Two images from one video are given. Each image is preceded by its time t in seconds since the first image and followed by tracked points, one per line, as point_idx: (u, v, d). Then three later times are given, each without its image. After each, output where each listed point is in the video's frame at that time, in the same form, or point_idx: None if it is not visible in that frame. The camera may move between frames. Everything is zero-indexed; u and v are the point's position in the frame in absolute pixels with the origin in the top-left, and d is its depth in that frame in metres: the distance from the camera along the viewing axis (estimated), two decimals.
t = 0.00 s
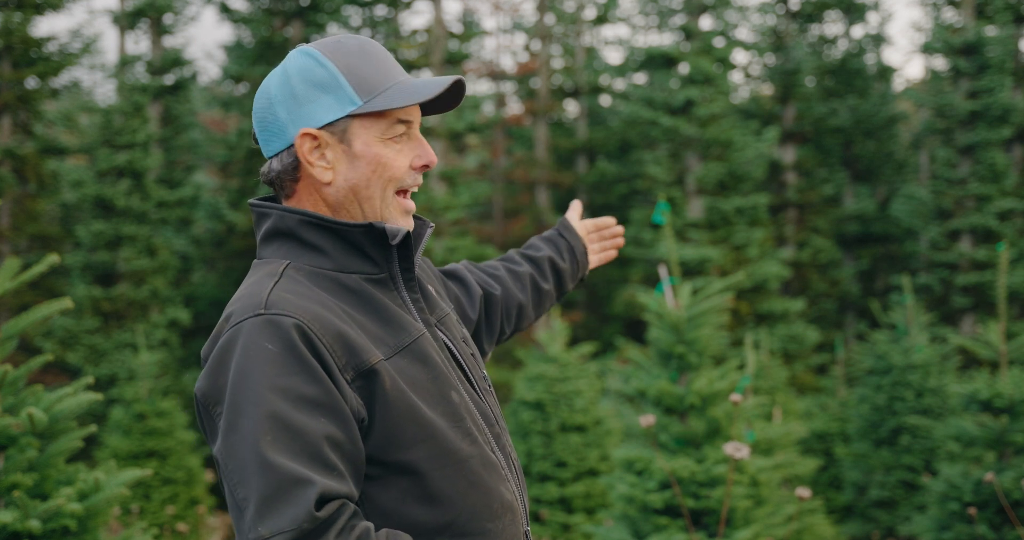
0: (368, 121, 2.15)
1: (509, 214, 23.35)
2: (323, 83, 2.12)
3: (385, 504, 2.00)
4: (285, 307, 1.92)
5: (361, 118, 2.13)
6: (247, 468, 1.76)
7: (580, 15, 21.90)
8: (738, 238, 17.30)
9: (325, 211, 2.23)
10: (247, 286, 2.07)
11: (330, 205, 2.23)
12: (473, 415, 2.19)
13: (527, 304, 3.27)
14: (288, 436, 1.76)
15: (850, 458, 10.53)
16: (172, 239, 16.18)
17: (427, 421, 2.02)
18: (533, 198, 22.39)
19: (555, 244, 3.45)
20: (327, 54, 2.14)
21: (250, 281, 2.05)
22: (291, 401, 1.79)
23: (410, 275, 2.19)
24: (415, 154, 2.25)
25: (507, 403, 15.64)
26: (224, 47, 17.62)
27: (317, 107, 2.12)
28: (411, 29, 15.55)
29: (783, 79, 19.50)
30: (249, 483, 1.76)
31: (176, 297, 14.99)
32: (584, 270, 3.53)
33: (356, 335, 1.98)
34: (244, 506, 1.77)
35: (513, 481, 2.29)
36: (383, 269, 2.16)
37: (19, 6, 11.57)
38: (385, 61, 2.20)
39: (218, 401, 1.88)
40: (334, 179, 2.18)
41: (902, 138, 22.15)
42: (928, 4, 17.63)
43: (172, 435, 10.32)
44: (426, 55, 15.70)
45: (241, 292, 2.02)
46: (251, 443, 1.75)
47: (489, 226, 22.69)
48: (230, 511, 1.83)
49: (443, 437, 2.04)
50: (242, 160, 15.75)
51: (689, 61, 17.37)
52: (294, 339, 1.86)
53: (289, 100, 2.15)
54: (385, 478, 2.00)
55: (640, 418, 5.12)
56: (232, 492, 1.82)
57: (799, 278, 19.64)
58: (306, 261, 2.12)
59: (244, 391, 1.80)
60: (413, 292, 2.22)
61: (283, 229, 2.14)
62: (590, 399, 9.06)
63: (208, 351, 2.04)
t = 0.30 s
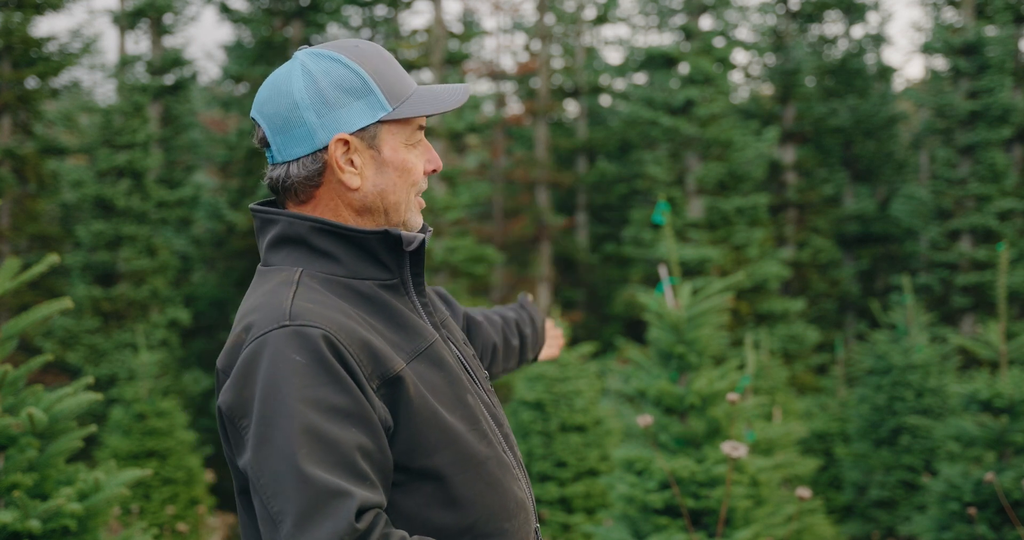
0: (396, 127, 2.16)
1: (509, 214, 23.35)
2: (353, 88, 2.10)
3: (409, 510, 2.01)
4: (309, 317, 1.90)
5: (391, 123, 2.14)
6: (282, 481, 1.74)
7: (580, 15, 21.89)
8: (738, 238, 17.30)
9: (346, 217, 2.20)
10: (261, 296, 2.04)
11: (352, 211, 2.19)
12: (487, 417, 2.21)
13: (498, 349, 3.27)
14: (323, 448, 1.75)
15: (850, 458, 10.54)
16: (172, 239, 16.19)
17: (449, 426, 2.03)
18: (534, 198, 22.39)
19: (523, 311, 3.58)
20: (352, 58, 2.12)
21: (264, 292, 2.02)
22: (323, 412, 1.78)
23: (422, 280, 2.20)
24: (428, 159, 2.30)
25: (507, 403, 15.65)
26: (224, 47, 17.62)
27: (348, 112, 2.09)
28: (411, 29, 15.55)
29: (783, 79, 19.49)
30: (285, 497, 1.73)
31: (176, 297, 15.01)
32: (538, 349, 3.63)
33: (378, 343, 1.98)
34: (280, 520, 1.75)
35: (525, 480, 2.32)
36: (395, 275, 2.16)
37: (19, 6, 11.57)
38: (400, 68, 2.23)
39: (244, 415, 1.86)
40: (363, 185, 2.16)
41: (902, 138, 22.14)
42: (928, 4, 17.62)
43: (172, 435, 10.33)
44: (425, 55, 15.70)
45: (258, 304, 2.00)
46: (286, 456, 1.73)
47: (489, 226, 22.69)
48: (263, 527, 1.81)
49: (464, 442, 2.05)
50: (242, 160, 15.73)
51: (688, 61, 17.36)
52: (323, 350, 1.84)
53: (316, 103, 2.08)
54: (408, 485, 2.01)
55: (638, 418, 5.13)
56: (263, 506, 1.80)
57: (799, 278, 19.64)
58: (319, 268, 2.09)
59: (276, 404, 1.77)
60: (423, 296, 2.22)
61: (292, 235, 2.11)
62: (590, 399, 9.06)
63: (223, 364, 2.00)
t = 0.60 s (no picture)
0: (396, 133, 2.13)
1: (509, 214, 23.35)
2: (354, 94, 2.08)
3: (417, 505, 2.01)
4: (317, 312, 1.90)
5: (391, 129, 2.11)
6: (290, 475, 1.74)
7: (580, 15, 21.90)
8: (738, 238, 17.30)
9: (344, 220, 2.19)
10: (269, 293, 2.04)
11: (351, 215, 2.19)
12: (494, 413, 2.20)
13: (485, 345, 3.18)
14: (331, 441, 1.75)
15: (850, 458, 10.54)
16: (172, 239, 16.20)
17: (456, 422, 2.02)
18: (533, 198, 22.39)
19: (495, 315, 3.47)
20: (356, 63, 2.10)
21: (272, 289, 2.03)
22: (331, 406, 1.78)
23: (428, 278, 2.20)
24: (433, 166, 2.26)
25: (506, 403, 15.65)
26: (224, 47, 17.62)
27: (346, 118, 2.07)
28: (412, 29, 15.55)
29: (783, 79, 19.49)
30: (292, 490, 1.74)
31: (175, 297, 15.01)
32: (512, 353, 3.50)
33: (385, 339, 1.98)
34: (287, 513, 1.75)
35: (532, 478, 2.31)
36: (402, 273, 2.16)
37: (19, 6, 11.57)
38: (408, 73, 2.19)
39: (253, 409, 1.86)
40: (360, 190, 2.15)
41: (902, 138, 22.13)
42: (928, 4, 17.62)
43: (172, 434, 10.34)
44: (425, 55, 15.69)
45: (265, 301, 2.00)
46: (294, 450, 1.73)
47: (489, 226, 22.69)
48: (271, 521, 1.81)
49: (471, 437, 2.04)
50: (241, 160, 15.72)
51: (688, 61, 17.37)
52: (331, 344, 1.84)
53: (317, 108, 2.08)
54: (416, 480, 2.01)
55: (639, 417, 5.13)
56: (271, 500, 1.80)
57: (799, 278, 19.64)
58: (326, 266, 2.09)
59: (283, 399, 1.77)
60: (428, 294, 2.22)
61: (298, 234, 2.11)
62: (590, 399, 9.06)
63: (232, 360, 2.01)
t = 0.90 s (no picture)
0: (362, 128, 2.13)
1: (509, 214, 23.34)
2: (326, 89, 2.13)
3: (410, 503, 2.00)
4: (313, 309, 1.90)
5: (356, 125, 2.12)
6: (281, 471, 1.74)
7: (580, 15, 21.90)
8: (738, 239, 17.29)
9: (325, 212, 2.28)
10: (269, 289, 2.04)
11: (328, 208, 2.27)
12: (490, 412, 2.20)
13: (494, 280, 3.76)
14: (322, 439, 1.75)
15: (850, 457, 10.54)
16: (172, 239, 16.20)
17: (451, 420, 2.02)
18: (533, 198, 22.38)
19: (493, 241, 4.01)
20: (337, 60, 2.16)
21: (271, 286, 2.03)
22: (323, 403, 1.78)
23: (428, 275, 2.20)
24: (411, 166, 2.21)
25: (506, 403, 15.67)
26: (224, 47, 17.62)
27: (318, 113, 2.15)
28: (412, 28, 15.55)
29: (783, 79, 19.47)
30: (283, 486, 1.73)
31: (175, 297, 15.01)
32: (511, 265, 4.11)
33: (381, 336, 1.98)
34: (277, 509, 1.75)
35: (529, 476, 2.30)
36: (402, 270, 2.16)
37: (18, 6, 11.57)
38: (389, 71, 2.16)
39: (247, 405, 1.86)
40: (331, 184, 2.20)
41: (902, 138, 22.13)
42: (928, 4, 17.62)
43: (172, 435, 10.34)
44: (425, 55, 15.70)
45: (264, 297, 2.00)
46: (285, 446, 1.73)
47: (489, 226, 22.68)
48: (262, 516, 1.81)
49: (466, 436, 2.04)
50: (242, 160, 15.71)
51: (688, 61, 17.36)
52: (325, 342, 1.84)
53: (300, 103, 2.20)
54: (410, 478, 2.00)
55: (639, 417, 5.13)
56: (263, 495, 1.80)
57: (799, 278, 19.64)
58: (326, 263, 2.10)
59: (276, 395, 1.77)
60: (429, 291, 2.22)
61: (300, 231, 2.12)
62: (590, 399, 9.06)
63: (229, 355, 2.01)
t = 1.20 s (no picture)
0: (336, 129, 2.14)
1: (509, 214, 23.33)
2: (300, 94, 2.16)
3: (418, 507, 2.00)
4: (324, 317, 1.90)
5: (331, 127, 2.13)
6: (293, 479, 1.74)
7: (580, 15, 21.90)
8: (738, 239, 17.29)
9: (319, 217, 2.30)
10: (276, 293, 2.03)
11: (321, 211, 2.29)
12: (496, 417, 2.20)
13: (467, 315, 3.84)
14: (335, 446, 1.75)
15: (850, 458, 10.54)
16: (172, 239, 16.21)
17: (459, 425, 2.02)
18: (534, 198, 22.39)
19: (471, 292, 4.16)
20: (309, 65, 2.18)
21: (279, 290, 2.02)
22: (336, 411, 1.78)
23: (434, 280, 2.20)
24: (390, 161, 2.19)
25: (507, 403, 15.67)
26: (224, 47, 17.64)
27: (297, 118, 2.18)
28: (411, 28, 15.55)
29: (783, 79, 19.46)
30: (297, 493, 1.74)
31: (176, 297, 15.02)
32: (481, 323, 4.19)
33: (391, 342, 1.98)
34: (290, 516, 1.75)
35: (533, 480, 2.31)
36: (408, 275, 2.16)
37: (19, 6, 11.57)
38: (360, 68, 2.16)
39: (258, 411, 1.85)
40: (316, 187, 2.23)
41: (902, 138, 22.12)
42: (928, 4, 17.61)
43: (172, 435, 10.34)
44: (425, 55, 15.71)
45: (272, 301, 2.00)
46: (298, 454, 1.73)
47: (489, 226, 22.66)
48: (273, 522, 1.81)
49: (474, 441, 2.04)
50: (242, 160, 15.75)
51: (688, 61, 17.36)
52: (337, 349, 1.84)
53: (282, 111, 2.25)
54: (418, 483, 2.01)
55: (638, 418, 5.13)
56: (275, 502, 1.80)
57: (799, 278, 19.64)
58: (333, 267, 2.09)
59: (289, 401, 1.77)
60: (434, 295, 2.22)
61: (306, 233, 2.11)
62: (589, 399, 9.06)
63: (237, 360, 2.01)
